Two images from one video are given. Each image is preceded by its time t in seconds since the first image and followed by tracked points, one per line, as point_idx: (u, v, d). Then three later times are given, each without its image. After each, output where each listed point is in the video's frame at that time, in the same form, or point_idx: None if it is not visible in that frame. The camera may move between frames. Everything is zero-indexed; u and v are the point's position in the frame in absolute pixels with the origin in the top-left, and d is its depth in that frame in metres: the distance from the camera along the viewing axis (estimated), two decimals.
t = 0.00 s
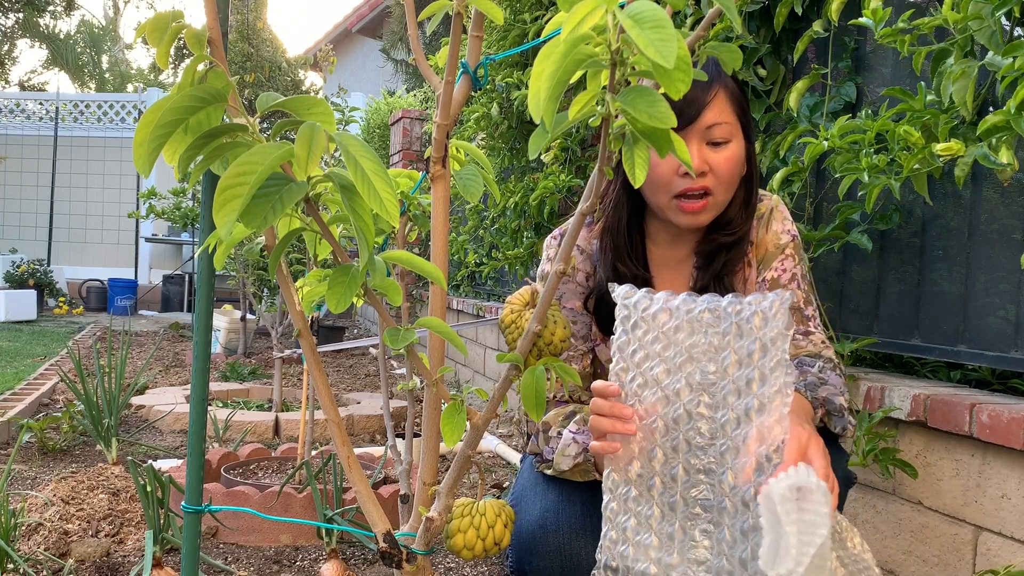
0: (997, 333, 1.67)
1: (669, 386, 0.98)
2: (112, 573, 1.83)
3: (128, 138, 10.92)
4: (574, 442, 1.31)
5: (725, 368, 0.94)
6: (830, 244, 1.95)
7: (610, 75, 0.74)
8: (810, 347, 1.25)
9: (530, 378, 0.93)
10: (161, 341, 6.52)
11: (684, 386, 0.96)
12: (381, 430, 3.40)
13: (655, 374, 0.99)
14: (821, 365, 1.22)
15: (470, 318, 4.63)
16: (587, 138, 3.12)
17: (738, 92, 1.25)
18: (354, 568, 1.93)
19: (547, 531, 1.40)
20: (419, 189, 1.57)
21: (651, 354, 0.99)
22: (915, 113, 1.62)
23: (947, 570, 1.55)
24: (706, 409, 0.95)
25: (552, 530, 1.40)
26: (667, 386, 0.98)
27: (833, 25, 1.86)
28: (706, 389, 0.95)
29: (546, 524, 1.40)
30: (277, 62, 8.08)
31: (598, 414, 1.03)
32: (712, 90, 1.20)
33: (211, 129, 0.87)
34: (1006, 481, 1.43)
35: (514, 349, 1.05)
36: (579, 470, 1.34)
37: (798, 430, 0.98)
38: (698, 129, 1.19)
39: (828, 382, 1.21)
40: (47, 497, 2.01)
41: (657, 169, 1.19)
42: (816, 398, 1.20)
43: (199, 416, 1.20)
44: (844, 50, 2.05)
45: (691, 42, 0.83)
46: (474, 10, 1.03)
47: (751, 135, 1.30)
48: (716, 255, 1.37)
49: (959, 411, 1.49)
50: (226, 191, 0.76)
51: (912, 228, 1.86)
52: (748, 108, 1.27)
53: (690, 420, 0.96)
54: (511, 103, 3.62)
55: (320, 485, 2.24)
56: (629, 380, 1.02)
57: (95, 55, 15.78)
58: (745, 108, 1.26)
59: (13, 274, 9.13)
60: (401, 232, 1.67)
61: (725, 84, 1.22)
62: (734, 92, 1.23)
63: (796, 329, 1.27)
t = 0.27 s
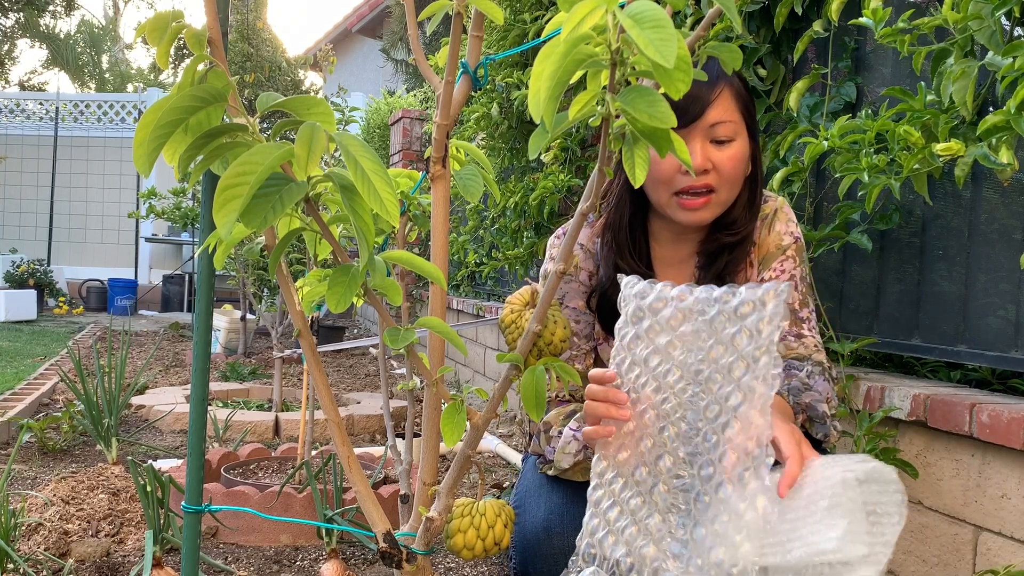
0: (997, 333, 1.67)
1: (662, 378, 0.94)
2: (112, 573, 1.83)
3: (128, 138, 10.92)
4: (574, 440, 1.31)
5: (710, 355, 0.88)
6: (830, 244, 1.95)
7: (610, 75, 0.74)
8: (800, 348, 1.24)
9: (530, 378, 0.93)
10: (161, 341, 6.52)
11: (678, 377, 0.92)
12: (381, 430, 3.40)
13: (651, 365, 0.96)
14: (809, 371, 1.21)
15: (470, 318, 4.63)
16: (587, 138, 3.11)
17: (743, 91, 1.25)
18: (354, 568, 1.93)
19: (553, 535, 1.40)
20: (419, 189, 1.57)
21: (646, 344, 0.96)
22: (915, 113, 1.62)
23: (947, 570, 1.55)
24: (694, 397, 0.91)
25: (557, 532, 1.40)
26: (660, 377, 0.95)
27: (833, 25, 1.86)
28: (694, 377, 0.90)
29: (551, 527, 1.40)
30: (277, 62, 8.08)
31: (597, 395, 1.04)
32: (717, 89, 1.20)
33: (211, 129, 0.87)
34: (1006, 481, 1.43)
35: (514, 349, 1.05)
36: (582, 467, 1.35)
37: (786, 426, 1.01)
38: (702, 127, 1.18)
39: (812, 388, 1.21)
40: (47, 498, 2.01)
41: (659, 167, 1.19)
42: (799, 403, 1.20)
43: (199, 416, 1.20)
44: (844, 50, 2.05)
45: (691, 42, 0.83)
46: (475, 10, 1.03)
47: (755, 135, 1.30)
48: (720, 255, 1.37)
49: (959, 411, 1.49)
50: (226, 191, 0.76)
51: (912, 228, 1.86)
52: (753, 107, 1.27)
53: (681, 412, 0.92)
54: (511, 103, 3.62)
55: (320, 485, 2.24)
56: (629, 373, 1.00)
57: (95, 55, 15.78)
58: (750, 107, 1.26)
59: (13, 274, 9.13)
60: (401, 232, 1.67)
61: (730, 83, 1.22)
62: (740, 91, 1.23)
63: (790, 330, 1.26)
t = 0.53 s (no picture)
0: (997, 333, 1.67)
1: (671, 383, 0.96)
2: (112, 573, 1.83)
3: (128, 138, 10.92)
4: (570, 437, 1.32)
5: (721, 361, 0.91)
6: (830, 244, 1.95)
7: (610, 75, 0.74)
8: (800, 350, 1.23)
9: (530, 378, 0.93)
10: (161, 341, 6.52)
11: (679, 378, 0.95)
12: (382, 430, 3.40)
13: (657, 372, 0.98)
14: (807, 371, 1.19)
15: (470, 318, 4.63)
16: (587, 138, 3.12)
17: (746, 87, 1.25)
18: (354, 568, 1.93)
19: (548, 534, 1.40)
20: (419, 189, 1.57)
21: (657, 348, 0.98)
22: (915, 113, 1.62)
23: (947, 570, 1.55)
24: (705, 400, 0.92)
25: (552, 532, 1.40)
26: (669, 383, 0.96)
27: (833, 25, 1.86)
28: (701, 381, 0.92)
29: (546, 527, 1.39)
30: (277, 62, 8.06)
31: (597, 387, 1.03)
32: (718, 79, 1.21)
33: (211, 129, 0.87)
34: (1006, 481, 1.43)
35: (514, 349, 1.05)
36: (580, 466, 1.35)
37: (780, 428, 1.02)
38: (703, 115, 1.19)
39: (809, 388, 1.18)
40: (47, 498, 2.01)
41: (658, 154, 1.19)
42: (794, 403, 1.17)
43: (199, 416, 1.20)
44: (844, 50, 2.05)
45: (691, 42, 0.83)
46: (475, 10, 1.03)
47: (758, 133, 1.30)
48: (721, 256, 1.36)
49: (959, 411, 1.49)
50: (226, 191, 0.76)
51: (912, 228, 1.86)
52: (756, 103, 1.28)
53: (674, 405, 0.96)
54: (511, 103, 3.61)
55: (320, 485, 2.24)
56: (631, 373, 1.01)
57: (96, 55, 15.79)
58: (753, 101, 1.26)
59: (13, 274, 9.13)
60: (401, 232, 1.67)
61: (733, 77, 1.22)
62: (742, 85, 1.24)
63: (791, 331, 1.25)
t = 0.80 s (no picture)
0: (998, 333, 1.67)
1: (665, 391, 0.99)
2: (112, 573, 1.83)
3: (128, 138, 10.92)
4: (567, 442, 1.32)
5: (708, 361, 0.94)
6: (830, 244, 1.95)
7: (610, 75, 0.74)
8: (805, 352, 1.22)
9: (530, 378, 0.94)
10: (161, 341, 6.52)
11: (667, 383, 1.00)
12: (381, 430, 3.40)
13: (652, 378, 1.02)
14: (809, 370, 1.18)
15: (470, 318, 4.63)
16: (587, 138, 3.12)
17: (750, 87, 1.26)
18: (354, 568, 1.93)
19: (541, 532, 1.40)
20: (419, 189, 1.57)
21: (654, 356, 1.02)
22: (915, 113, 1.62)
23: (947, 570, 1.55)
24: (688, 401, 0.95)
25: (545, 530, 1.40)
26: (663, 391, 0.99)
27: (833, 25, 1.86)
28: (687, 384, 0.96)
29: (539, 524, 1.40)
30: (277, 62, 8.06)
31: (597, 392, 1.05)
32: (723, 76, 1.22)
33: (211, 129, 0.88)
34: (1006, 481, 1.43)
35: (514, 349, 1.05)
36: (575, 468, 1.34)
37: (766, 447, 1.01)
38: (706, 111, 1.19)
39: (809, 386, 1.16)
40: (47, 498, 2.01)
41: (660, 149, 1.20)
42: (794, 401, 1.15)
43: (199, 416, 1.20)
44: (844, 50, 2.05)
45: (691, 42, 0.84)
46: (474, 10, 1.03)
47: (761, 134, 1.31)
48: (723, 257, 1.36)
49: (959, 411, 1.49)
50: (226, 191, 0.76)
51: (912, 228, 1.86)
52: (759, 104, 1.29)
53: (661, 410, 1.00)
54: (511, 103, 3.61)
55: (320, 485, 2.24)
56: (629, 384, 1.05)
57: (96, 55, 15.79)
58: (755, 99, 1.27)
59: (13, 274, 9.13)
60: (401, 232, 1.66)
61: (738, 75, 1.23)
62: (746, 83, 1.25)
63: (795, 333, 1.24)
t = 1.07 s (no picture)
0: (998, 333, 1.67)
1: (655, 393, 1.08)
2: (112, 573, 1.83)
3: (128, 138, 10.92)
4: (562, 442, 1.31)
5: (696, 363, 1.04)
6: (830, 244, 1.95)
7: (610, 75, 0.74)
8: (812, 352, 1.23)
9: (530, 378, 0.94)
10: (161, 341, 6.51)
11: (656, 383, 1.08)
12: (382, 430, 3.40)
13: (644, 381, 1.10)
14: (811, 368, 1.18)
15: (470, 319, 4.63)
16: (587, 138, 3.12)
17: (760, 91, 1.25)
18: (354, 568, 1.93)
19: (535, 531, 1.40)
20: (419, 189, 1.57)
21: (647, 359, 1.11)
22: (915, 113, 1.62)
23: (947, 570, 1.55)
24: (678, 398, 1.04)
25: (542, 530, 1.40)
26: (654, 393, 1.08)
27: (833, 25, 1.86)
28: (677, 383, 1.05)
29: (535, 523, 1.40)
30: (277, 62, 8.05)
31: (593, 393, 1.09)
32: (733, 81, 1.20)
33: (211, 129, 0.88)
34: (1006, 481, 1.43)
35: (514, 349, 1.05)
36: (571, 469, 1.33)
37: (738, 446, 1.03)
38: (716, 116, 1.18)
39: (809, 383, 1.17)
40: (47, 498, 2.01)
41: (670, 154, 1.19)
42: (790, 399, 1.15)
43: (199, 416, 1.20)
44: (844, 50, 2.05)
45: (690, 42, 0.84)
46: (474, 10, 1.03)
47: (771, 138, 1.30)
48: (733, 261, 1.35)
49: (959, 411, 1.49)
50: (227, 191, 0.77)
51: (912, 228, 1.86)
52: (769, 109, 1.27)
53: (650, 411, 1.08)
54: (511, 103, 3.61)
55: (320, 485, 2.24)
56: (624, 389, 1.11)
57: (96, 56, 15.78)
58: (766, 105, 1.26)
59: (13, 274, 9.13)
60: (401, 232, 1.66)
61: (747, 80, 1.22)
62: (756, 88, 1.23)
63: (804, 333, 1.25)
